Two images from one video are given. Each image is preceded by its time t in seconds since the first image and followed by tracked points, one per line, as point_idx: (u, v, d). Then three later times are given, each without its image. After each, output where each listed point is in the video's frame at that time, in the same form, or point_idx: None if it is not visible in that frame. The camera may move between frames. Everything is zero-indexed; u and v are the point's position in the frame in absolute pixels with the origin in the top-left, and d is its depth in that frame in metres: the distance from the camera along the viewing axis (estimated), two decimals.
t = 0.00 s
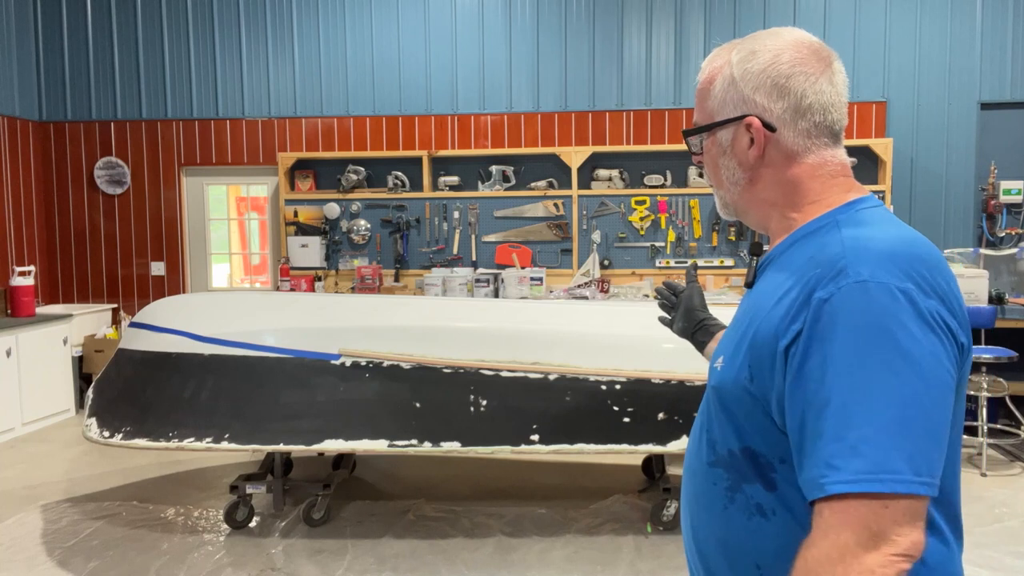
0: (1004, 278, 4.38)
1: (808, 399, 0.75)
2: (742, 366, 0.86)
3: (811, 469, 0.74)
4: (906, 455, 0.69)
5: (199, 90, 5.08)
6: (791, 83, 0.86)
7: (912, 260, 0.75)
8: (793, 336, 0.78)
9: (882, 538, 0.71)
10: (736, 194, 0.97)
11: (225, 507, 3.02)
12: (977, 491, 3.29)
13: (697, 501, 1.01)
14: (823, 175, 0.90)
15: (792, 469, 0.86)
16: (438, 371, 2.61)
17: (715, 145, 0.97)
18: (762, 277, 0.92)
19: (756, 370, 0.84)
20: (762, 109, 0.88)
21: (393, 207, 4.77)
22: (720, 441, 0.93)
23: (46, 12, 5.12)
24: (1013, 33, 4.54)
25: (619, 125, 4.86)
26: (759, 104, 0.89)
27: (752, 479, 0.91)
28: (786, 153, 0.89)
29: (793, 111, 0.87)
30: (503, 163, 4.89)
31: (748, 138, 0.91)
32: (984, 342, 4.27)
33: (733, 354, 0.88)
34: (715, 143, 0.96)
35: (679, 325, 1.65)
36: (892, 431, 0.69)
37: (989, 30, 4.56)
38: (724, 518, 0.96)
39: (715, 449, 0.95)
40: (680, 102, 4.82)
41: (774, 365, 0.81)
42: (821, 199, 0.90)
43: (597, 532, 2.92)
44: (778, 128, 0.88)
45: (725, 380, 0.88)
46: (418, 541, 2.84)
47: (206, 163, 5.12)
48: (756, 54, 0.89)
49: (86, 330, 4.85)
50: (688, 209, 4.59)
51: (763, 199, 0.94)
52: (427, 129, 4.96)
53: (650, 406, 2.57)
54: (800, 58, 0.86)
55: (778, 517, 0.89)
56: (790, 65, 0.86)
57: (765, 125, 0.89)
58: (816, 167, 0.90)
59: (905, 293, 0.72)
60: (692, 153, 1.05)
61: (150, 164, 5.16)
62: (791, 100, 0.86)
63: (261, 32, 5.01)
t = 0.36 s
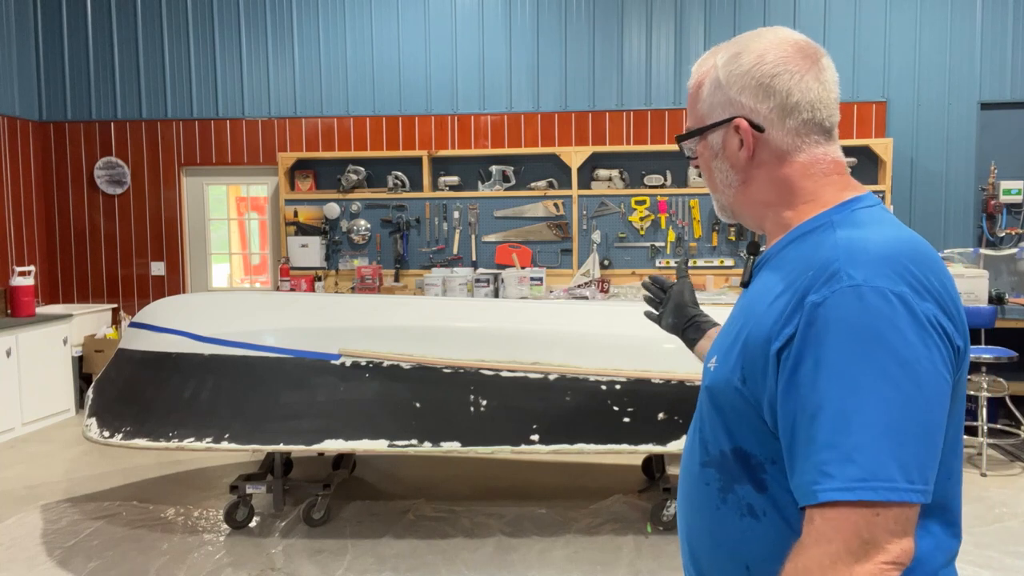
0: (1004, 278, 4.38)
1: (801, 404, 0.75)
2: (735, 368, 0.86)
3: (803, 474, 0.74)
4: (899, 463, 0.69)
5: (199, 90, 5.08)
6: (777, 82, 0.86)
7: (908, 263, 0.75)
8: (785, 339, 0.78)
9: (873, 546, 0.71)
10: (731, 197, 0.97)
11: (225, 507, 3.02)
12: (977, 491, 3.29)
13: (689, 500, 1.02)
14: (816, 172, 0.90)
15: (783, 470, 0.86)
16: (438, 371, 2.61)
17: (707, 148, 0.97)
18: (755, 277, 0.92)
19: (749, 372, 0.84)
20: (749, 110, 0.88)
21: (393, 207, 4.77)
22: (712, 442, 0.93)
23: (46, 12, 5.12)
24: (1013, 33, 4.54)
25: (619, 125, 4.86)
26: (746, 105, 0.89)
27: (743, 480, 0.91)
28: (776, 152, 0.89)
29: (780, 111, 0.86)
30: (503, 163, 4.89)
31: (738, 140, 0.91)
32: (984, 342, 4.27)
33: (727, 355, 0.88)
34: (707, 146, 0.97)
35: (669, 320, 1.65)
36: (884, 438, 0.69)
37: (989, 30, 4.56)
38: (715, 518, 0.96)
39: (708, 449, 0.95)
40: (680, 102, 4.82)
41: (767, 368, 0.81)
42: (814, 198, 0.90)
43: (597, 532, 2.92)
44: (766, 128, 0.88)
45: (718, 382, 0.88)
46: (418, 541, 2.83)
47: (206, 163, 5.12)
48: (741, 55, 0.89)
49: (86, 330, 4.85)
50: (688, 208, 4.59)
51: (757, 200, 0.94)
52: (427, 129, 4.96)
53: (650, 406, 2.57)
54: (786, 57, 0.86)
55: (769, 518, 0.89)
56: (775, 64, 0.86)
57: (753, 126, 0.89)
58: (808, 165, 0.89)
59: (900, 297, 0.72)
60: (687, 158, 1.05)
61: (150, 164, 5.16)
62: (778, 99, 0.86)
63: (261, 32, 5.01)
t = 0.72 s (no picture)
0: (1004, 278, 4.38)
1: (786, 413, 0.75)
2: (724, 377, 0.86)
3: (790, 484, 0.74)
4: (886, 470, 0.69)
5: (199, 90, 5.08)
6: (752, 89, 0.86)
7: (890, 267, 0.75)
8: (770, 348, 0.78)
9: (868, 555, 0.71)
10: (719, 206, 0.98)
11: (225, 507, 3.02)
12: (977, 491, 3.29)
13: (688, 509, 1.02)
14: (801, 176, 0.89)
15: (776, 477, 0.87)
16: (438, 371, 2.61)
17: (691, 160, 0.98)
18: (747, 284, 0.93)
19: (738, 380, 0.84)
20: (727, 119, 0.89)
21: (393, 207, 4.77)
22: (708, 450, 0.93)
23: (46, 12, 5.12)
24: (1013, 33, 4.54)
25: (619, 125, 4.86)
26: (724, 114, 0.89)
27: (738, 489, 0.91)
28: (758, 159, 0.89)
29: (759, 117, 0.87)
30: (503, 163, 4.89)
31: (719, 150, 0.91)
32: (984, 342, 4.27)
33: (718, 364, 0.88)
34: (691, 158, 0.97)
35: (687, 329, 1.75)
36: (869, 446, 0.69)
37: (990, 30, 4.56)
38: (712, 527, 0.96)
39: (704, 457, 0.95)
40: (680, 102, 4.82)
41: (754, 376, 0.81)
42: (802, 200, 0.90)
43: (597, 532, 2.92)
44: (746, 136, 0.88)
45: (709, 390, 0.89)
46: (418, 542, 2.83)
47: (206, 163, 5.12)
48: (715, 65, 0.89)
49: (86, 330, 4.85)
50: (688, 208, 4.60)
51: (745, 208, 0.94)
52: (427, 129, 4.96)
53: (650, 406, 2.57)
54: (759, 63, 0.86)
55: (764, 525, 0.89)
56: (749, 71, 0.86)
57: (732, 135, 0.89)
58: (792, 169, 0.89)
59: (881, 302, 0.72)
60: (675, 169, 1.06)
61: (150, 164, 5.16)
62: (755, 106, 0.86)
63: (261, 32, 5.01)
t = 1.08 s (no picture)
0: (1004, 278, 4.38)
1: (824, 415, 0.73)
2: (747, 378, 0.84)
3: (829, 488, 0.73)
4: (930, 474, 0.68)
5: (199, 90, 5.08)
6: (787, 81, 0.85)
7: (926, 269, 0.75)
8: (806, 349, 0.76)
9: (906, 559, 0.70)
10: (729, 198, 0.97)
11: (225, 507, 3.02)
12: (977, 491, 3.29)
13: (696, 512, 1.00)
14: (819, 175, 0.90)
15: (796, 481, 0.86)
16: (438, 371, 2.61)
17: (706, 147, 0.96)
18: (764, 284, 0.91)
19: (763, 382, 0.82)
20: (756, 109, 0.88)
21: (393, 207, 4.77)
22: (720, 453, 0.92)
23: (46, 13, 5.12)
24: (1013, 33, 4.54)
25: (619, 125, 4.86)
26: (753, 104, 0.88)
27: (754, 492, 0.90)
28: (782, 154, 0.89)
29: (789, 111, 0.86)
30: (503, 163, 4.89)
31: (742, 140, 0.90)
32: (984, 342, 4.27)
33: (737, 364, 0.86)
34: (707, 144, 0.96)
35: (626, 317, 1.52)
36: (915, 449, 0.68)
37: (990, 30, 4.56)
38: (724, 530, 0.95)
39: (715, 460, 0.94)
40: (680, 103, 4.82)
41: (784, 378, 0.79)
42: (817, 200, 0.91)
43: (597, 532, 2.92)
44: (773, 129, 0.87)
45: (729, 392, 0.87)
46: (418, 541, 2.84)
47: (206, 163, 5.12)
48: (748, 51, 0.88)
49: (86, 330, 4.86)
50: (688, 208, 4.60)
51: (757, 201, 0.94)
52: (427, 129, 4.96)
53: (650, 406, 2.58)
54: (795, 55, 0.86)
55: (781, 530, 0.88)
56: (784, 63, 0.85)
57: (759, 126, 0.88)
58: (812, 167, 0.90)
59: (924, 303, 0.71)
60: (680, 155, 1.05)
61: (150, 164, 5.16)
62: (787, 99, 0.86)
63: (261, 33, 5.01)
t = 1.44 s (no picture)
0: (1004, 278, 4.38)
1: (861, 418, 0.72)
2: (769, 380, 0.83)
3: (869, 491, 0.71)
4: (972, 475, 0.68)
5: (199, 90, 5.08)
6: (819, 71, 0.86)
7: (954, 270, 0.75)
8: (838, 351, 0.75)
9: (953, 559, 0.69)
10: (744, 190, 0.95)
11: (224, 507, 3.02)
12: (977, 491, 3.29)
13: (701, 519, 0.98)
14: (835, 172, 0.91)
15: (813, 484, 0.83)
16: (438, 371, 2.61)
17: (724, 136, 0.94)
18: (778, 286, 0.90)
19: (786, 386, 0.81)
20: (789, 96, 0.87)
21: (393, 207, 4.77)
22: (731, 457, 0.90)
23: (46, 12, 5.12)
24: (1013, 33, 4.54)
25: (619, 125, 4.86)
26: (786, 91, 0.87)
27: (768, 497, 0.88)
28: (807, 145, 0.89)
29: (820, 102, 0.86)
30: (503, 163, 4.89)
31: (769, 128, 0.89)
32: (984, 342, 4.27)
33: (755, 368, 0.85)
34: (727, 133, 0.94)
35: (587, 285, 1.44)
36: (958, 450, 0.68)
37: (990, 30, 4.56)
38: (734, 536, 0.93)
39: (723, 465, 0.92)
40: (680, 102, 4.82)
41: (812, 380, 0.79)
42: (832, 196, 0.92)
43: (597, 532, 2.91)
44: (803, 118, 0.87)
45: (747, 396, 0.85)
46: (418, 542, 2.83)
47: (206, 163, 5.12)
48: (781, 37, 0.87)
49: (86, 330, 4.86)
50: (688, 209, 4.60)
51: (775, 194, 0.93)
52: (427, 129, 4.96)
53: (650, 406, 2.57)
54: (824, 47, 0.86)
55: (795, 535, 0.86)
56: (816, 54, 0.86)
57: (790, 114, 0.87)
58: (831, 162, 0.91)
59: (956, 304, 0.71)
60: (687, 147, 1.02)
61: (150, 164, 5.16)
62: (818, 90, 0.86)
63: (261, 33, 5.01)
